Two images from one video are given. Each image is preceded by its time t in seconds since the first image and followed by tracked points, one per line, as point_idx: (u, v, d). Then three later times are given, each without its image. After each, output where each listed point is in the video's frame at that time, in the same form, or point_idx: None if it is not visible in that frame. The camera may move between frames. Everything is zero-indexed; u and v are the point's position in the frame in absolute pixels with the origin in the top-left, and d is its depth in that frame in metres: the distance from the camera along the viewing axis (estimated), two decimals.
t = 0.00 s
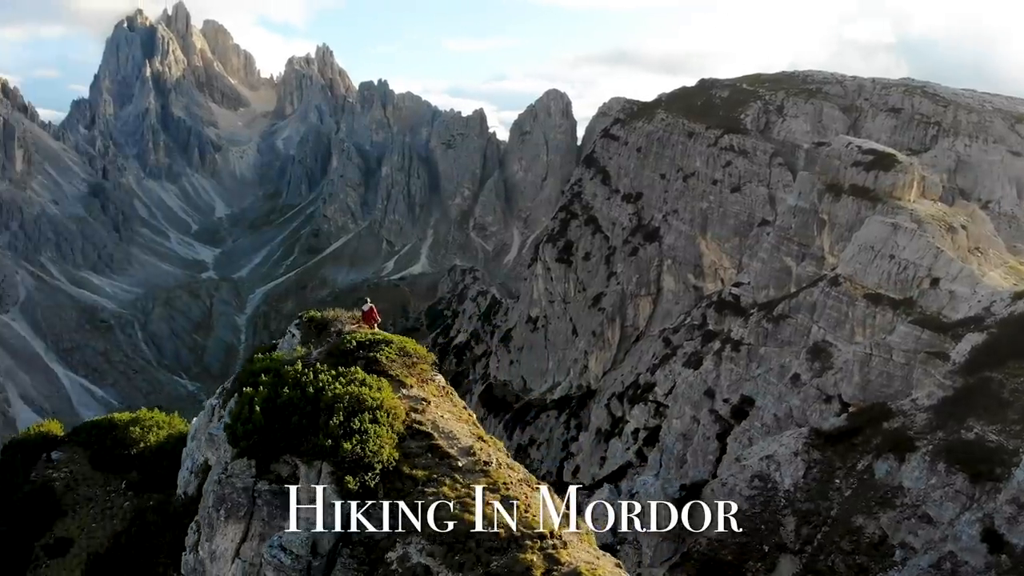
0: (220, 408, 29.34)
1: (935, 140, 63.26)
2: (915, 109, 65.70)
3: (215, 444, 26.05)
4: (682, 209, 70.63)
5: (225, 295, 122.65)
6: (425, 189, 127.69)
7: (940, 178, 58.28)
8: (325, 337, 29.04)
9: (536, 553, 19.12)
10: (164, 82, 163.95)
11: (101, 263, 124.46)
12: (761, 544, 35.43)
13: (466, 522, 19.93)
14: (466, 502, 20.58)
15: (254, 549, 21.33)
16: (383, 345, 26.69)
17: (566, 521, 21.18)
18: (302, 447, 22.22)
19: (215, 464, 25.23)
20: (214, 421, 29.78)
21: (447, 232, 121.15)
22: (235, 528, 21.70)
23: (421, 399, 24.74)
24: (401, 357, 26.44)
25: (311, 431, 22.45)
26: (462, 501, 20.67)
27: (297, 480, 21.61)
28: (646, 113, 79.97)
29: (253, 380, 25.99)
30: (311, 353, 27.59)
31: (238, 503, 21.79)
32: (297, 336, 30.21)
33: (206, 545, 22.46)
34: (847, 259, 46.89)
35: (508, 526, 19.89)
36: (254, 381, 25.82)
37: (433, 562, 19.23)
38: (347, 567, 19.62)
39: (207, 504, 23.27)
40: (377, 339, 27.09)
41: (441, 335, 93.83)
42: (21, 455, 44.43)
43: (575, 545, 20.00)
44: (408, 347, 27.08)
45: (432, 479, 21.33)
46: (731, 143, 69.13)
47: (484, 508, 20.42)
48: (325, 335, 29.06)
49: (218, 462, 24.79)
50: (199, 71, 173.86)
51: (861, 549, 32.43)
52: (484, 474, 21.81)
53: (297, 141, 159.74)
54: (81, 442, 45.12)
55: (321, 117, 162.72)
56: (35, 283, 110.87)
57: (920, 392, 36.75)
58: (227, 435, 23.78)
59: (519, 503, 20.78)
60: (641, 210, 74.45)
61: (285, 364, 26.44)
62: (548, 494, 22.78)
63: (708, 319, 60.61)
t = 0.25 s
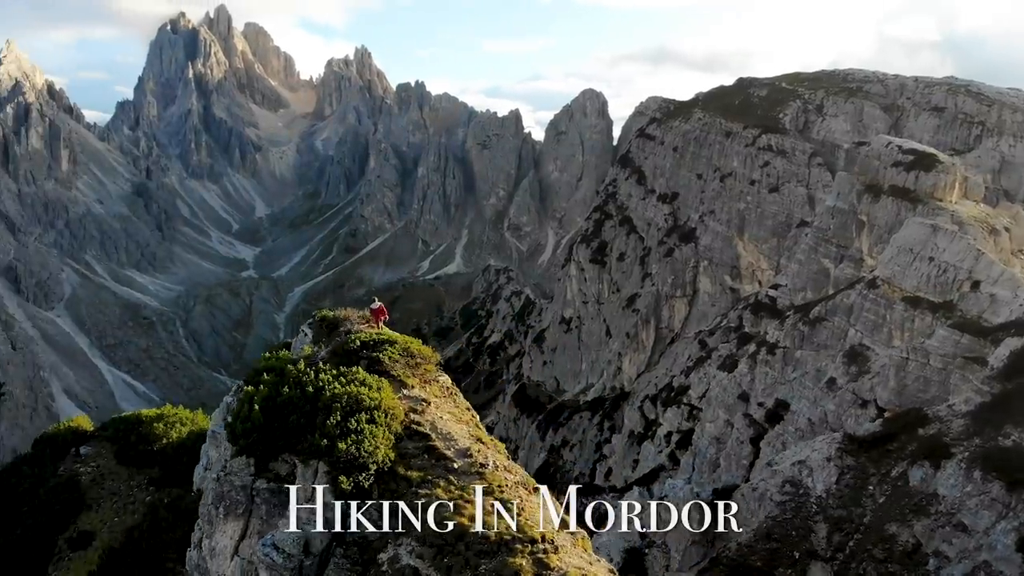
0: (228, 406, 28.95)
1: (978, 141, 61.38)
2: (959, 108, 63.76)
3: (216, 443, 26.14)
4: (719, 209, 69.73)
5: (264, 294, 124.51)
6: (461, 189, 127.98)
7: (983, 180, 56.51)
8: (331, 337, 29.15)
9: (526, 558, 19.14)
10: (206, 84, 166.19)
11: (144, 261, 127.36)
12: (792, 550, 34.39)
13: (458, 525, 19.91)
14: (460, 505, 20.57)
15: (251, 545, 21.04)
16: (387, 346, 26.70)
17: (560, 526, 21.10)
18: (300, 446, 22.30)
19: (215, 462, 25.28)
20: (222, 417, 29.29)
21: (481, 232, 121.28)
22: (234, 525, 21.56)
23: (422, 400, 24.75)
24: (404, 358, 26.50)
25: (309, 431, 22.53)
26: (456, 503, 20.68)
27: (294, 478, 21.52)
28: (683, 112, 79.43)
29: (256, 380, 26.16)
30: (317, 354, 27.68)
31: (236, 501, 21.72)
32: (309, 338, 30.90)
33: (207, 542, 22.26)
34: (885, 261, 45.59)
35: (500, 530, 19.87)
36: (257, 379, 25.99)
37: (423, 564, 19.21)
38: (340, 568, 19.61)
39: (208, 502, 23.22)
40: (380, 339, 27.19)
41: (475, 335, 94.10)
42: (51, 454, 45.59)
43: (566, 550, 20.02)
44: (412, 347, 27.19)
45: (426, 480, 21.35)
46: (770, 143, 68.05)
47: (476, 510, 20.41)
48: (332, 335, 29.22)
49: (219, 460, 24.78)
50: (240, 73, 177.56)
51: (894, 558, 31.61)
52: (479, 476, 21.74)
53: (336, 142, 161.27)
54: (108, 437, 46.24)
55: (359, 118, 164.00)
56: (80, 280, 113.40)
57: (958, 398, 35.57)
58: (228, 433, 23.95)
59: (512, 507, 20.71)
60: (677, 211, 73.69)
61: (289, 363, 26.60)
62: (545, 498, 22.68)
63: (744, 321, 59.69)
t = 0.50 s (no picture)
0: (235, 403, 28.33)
1: None
2: (1003, 107, 61.80)
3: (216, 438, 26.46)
4: (756, 209, 68.69)
5: (303, 293, 126.02)
6: (495, 190, 127.99)
7: None
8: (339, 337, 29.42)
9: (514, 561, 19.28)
10: (247, 86, 169.37)
11: (185, 260, 130.09)
12: (823, 557, 33.48)
13: (449, 528, 20.13)
14: (452, 507, 20.76)
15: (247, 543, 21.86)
16: (391, 347, 26.90)
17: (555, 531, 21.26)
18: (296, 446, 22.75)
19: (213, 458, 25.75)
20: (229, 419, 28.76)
21: (516, 232, 121.13)
22: (232, 523, 22.35)
23: (421, 400, 25.01)
24: (406, 358, 26.73)
25: (306, 431, 22.91)
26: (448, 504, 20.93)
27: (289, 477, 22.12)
28: (721, 111, 78.45)
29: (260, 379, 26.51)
30: (324, 353, 28.02)
31: (234, 499, 22.38)
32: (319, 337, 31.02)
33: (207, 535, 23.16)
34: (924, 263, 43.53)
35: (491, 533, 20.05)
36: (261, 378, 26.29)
37: (411, 566, 19.58)
38: (333, 567, 20.04)
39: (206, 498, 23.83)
40: (384, 340, 27.45)
41: (509, 335, 94.31)
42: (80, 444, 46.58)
43: (557, 552, 20.18)
44: (415, 348, 27.41)
45: (420, 482, 21.58)
46: (809, 142, 66.62)
47: (468, 512, 20.65)
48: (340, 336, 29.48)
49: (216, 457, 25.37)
50: (280, 75, 180.28)
51: (927, 566, 30.57)
52: (473, 478, 21.93)
53: (374, 143, 162.58)
54: (134, 432, 47.44)
55: (395, 119, 164.91)
56: (123, 278, 115.83)
57: (995, 404, 34.66)
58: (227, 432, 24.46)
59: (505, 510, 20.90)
60: (714, 211, 72.75)
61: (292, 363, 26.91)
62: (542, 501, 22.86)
63: (780, 324, 58.47)
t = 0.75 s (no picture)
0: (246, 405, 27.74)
1: None
2: None
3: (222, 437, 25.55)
4: (795, 210, 67.53)
5: (340, 292, 127.27)
6: (530, 190, 127.67)
7: None
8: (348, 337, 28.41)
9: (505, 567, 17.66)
10: (286, 88, 171.75)
11: (226, 259, 132.71)
12: (854, 565, 32.35)
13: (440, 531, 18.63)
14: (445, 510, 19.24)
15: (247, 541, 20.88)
16: (394, 345, 25.56)
17: (553, 538, 19.60)
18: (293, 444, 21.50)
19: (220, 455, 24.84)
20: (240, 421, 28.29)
21: (550, 232, 120.40)
22: (232, 520, 21.50)
23: (423, 401, 23.53)
24: (410, 357, 25.28)
25: (303, 429, 21.60)
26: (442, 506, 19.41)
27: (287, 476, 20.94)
28: (758, 111, 77.38)
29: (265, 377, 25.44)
30: (329, 353, 26.84)
31: (234, 497, 21.53)
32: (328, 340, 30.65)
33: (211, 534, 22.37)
34: (965, 265, 42.23)
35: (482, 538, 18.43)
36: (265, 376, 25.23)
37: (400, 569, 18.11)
38: (324, 568, 18.74)
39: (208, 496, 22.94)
40: (389, 338, 26.04)
41: (542, 336, 94.36)
42: (107, 440, 47.13)
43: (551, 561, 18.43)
44: (421, 348, 25.93)
45: (414, 483, 20.15)
46: (848, 143, 65.34)
47: (461, 514, 19.13)
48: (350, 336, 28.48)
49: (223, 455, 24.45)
50: (319, 77, 182.85)
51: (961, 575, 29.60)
52: (468, 480, 20.41)
53: (410, 143, 163.57)
54: (160, 428, 48.05)
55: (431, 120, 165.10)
56: (165, 276, 118.12)
57: None
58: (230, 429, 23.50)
59: (500, 514, 19.33)
60: (751, 212, 71.90)
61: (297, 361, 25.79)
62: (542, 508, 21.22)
63: (818, 328, 57.62)
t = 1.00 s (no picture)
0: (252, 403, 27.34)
1: None
2: None
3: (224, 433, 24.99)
4: (834, 211, 66.10)
5: (376, 292, 128.26)
6: (565, 190, 127.12)
7: None
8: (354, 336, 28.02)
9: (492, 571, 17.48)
10: (325, 89, 173.50)
11: (266, 259, 135.25)
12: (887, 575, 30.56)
13: (430, 533, 18.34)
14: (435, 511, 18.91)
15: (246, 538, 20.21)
16: (397, 344, 25.03)
17: (544, 542, 19.28)
18: (291, 442, 20.94)
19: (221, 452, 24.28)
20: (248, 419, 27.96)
21: (585, 233, 120.00)
22: (230, 518, 20.88)
23: (423, 403, 23.04)
24: (412, 358, 24.75)
25: (300, 428, 21.04)
26: (434, 508, 19.09)
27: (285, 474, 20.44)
28: (797, 110, 76.21)
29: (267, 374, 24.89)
30: (332, 352, 26.35)
31: (232, 495, 21.05)
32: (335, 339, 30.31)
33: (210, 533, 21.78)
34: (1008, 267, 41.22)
35: (472, 543, 18.15)
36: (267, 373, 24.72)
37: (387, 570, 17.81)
38: (317, 567, 18.54)
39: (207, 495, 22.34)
40: (392, 337, 25.52)
41: (576, 336, 94.24)
42: (135, 436, 48.72)
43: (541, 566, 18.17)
44: (427, 348, 25.44)
45: (407, 484, 19.84)
46: (889, 142, 63.85)
47: (451, 517, 18.83)
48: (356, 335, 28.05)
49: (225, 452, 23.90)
50: (357, 78, 184.85)
51: None
52: (461, 483, 20.08)
53: (446, 144, 164.21)
54: (186, 422, 48.60)
55: (466, 121, 165.47)
56: (205, 275, 120.04)
57: None
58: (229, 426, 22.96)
59: (490, 517, 19.02)
60: (789, 212, 70.58)
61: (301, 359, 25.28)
62: (534, 512, 20.87)
63: (856, 332, 56.54)
